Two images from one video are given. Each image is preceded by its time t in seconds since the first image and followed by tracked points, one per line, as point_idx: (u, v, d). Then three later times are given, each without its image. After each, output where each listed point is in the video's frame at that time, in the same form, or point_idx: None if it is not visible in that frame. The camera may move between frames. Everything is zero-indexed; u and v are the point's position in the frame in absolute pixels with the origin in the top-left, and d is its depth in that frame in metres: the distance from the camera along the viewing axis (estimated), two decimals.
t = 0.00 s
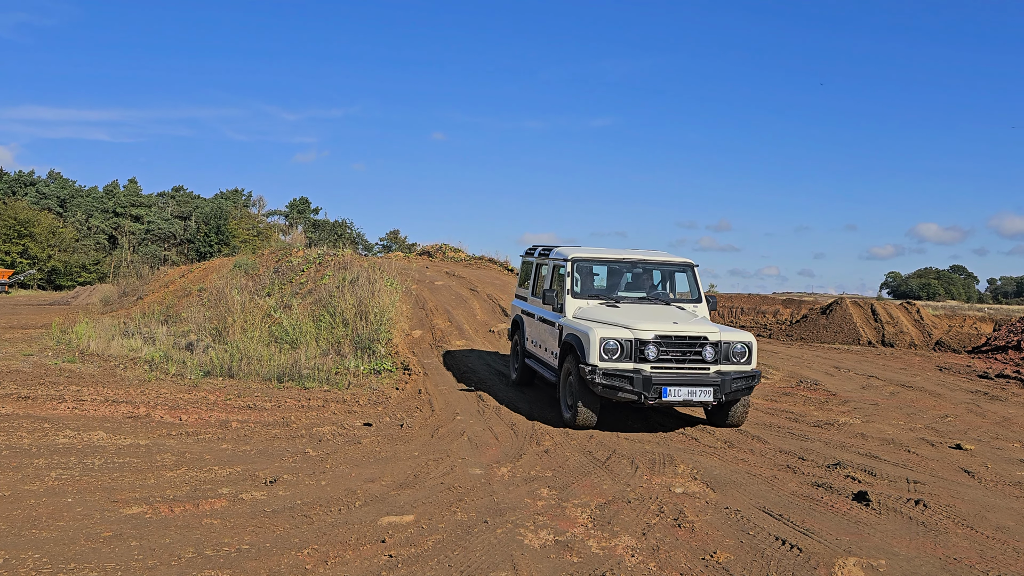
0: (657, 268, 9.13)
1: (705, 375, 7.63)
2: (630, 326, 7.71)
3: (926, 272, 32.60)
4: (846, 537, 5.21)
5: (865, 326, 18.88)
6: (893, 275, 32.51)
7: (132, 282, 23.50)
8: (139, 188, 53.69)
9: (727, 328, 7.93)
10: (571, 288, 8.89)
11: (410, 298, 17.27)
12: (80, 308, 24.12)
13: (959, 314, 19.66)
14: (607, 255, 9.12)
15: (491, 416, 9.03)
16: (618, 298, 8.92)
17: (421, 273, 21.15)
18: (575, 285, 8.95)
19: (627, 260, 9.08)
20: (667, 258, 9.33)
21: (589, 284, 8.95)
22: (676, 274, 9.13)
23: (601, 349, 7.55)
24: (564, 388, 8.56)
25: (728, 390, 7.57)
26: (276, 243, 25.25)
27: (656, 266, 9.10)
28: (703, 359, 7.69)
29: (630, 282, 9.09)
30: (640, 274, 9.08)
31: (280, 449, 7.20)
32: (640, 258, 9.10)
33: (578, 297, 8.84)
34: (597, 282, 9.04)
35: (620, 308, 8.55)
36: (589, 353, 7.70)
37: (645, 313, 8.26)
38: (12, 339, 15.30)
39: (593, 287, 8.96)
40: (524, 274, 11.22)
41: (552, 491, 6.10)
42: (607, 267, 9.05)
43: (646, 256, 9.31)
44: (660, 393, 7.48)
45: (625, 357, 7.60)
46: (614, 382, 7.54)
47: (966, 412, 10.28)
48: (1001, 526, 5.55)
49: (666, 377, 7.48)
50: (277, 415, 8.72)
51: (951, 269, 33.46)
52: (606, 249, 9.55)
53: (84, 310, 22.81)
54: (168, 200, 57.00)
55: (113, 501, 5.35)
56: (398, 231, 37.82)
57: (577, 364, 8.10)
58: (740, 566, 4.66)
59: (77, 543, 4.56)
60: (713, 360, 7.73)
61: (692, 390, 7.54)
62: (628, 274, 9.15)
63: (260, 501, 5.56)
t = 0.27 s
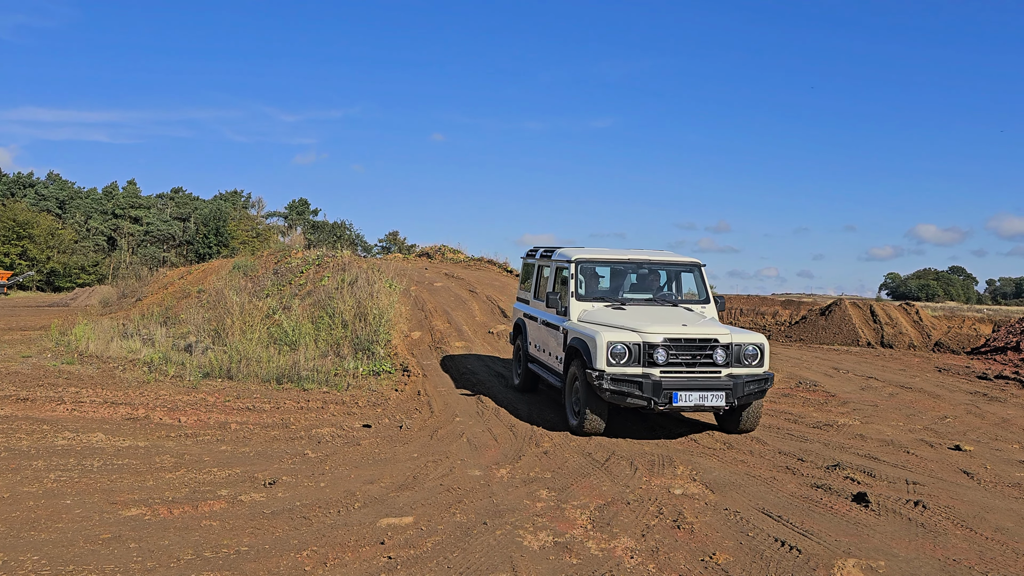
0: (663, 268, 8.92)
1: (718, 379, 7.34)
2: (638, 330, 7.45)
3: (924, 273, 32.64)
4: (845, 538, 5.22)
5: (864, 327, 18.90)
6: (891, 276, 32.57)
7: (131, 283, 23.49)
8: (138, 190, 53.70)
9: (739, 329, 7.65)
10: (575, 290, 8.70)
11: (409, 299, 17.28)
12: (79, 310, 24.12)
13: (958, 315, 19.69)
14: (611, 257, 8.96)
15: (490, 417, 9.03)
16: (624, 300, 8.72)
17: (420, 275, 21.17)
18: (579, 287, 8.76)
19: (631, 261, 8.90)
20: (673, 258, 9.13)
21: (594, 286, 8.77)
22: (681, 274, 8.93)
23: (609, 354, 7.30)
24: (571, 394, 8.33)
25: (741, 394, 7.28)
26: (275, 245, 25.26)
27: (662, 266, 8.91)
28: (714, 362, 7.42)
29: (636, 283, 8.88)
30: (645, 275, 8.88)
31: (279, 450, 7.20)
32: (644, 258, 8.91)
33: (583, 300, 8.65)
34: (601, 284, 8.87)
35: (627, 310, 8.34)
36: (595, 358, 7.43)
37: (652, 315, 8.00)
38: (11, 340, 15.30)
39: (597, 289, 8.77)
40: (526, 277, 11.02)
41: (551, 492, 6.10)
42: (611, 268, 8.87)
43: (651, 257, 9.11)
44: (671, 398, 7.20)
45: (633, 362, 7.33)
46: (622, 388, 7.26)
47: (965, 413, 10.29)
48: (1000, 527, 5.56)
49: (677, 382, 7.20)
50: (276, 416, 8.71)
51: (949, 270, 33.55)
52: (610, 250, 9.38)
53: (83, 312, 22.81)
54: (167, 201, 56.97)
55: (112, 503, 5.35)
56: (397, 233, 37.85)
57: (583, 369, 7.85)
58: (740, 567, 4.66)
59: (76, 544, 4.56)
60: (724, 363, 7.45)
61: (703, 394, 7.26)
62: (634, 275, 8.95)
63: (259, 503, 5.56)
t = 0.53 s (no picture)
0: (671, 269, 8.76)
1: (730, 383, 7.21)
2: (647, 332, 7.26)
3: (924, 275, 32.62)
4: (845, 539, 5.21)
5: (863, 328, 18.90)
6: (891, 278, 32.57)
7: (131, 285, 23.48)
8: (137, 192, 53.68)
9: (751, 332, 7.50)
10: (582, 292, 8.52)
11: (409, 301, 17.27)
12: (79, 312, 24.10)
13: (958, 316, 19.69)
14: (618, 257, 8.75)
15: (490, 418, 9.03)
16: (631, 302, 8.56)
17: (420, 276, 21.18)
18: (586, 289, 8.58)
19: (639, 262, 8.70)
20: (680, 258, 8.95)
21: (600, 288, 8.60)
22: (690, 275, 8.77)
23: (618, 359, 7.11)
24: (578, 399, 8.14)
25: (754, 399, 7.17)
26: (275, 246, 25.26)
27: (669, 267, 8.75)
28: (727, 366, 7.25)
29: (643, 285, 8.72)
30: (653, 276, 8.72)
31: (279, 452, 7.20)
32: (652, 259, 8.73)
33: (590, 302, 8.47)
34: (608, 286, 8.69)
35: (635, 312, 8.18)
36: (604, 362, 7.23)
37: (661, 318, 7.81)
38: (10, 342, 15.29)
39: (604, 291, 8.59)
40: (529, 279, 10.83)
41: (551, 493, 6.10)
42: (618, 270, 8.69)
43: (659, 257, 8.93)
44: (682, 403, 7.07)
45: (643, 367, 7.15)
46: (632, 393, 7.10)
47: (965, 414, 10.30)
48: (1001, 528, 5.56)
49: (689, 387, 7.06)
50: (276, 418, 8.70)
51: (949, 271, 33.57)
52: (616, 250, 9.19)
53: (83, 314, 22.80)
54: (166, 203, 56.97)
55: (112, 505, 5.34)
56: (396, 235, 37.86)
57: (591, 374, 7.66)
58: (740, 569, 4.66)
59: (76, 547, 4.56)
60: (737, 366, 7.30)
61: (715, 399, 7.14)
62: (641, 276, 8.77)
63: (259, 505, 5.56)
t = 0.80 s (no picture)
0: (680, 271, 8.62)
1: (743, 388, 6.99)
2: (658, 334, 7.11)
3: (924, 275, 32.60)
4: (845, 540, 5.22)
5: (863, 329, 18.90)
6: (891, 279, 32.58)
7: (130, 287, 23.47)
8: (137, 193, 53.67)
9: (764, 336, 7.31)
10: (590, 293, 8.34)
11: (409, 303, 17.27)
12: (78, 314, 24.08)
13: (958, 317, 19.69)
14: (627, 258, 8.62)
15: (489, 420, 9.03)
16: (640, 304, 8.38)
17: (419, 277, 21.19)
18: (594, 290, 8.40)
19: (648, 263, 8.57)
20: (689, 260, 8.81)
21: (609, 289, 8.43)
22: (699, 278, 8.64)
23: (628, 360, 6.96)
24: (585, 403, 7.92)
25: (768, 404, 6.94)
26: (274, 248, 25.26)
27: (678, 269, 8.61)
28: (740, 370, 7.08)
29: (653, 286, 8.56)
30: (662, 278, 8.58)
31: (279, 454, 7.20)
32: (662, 260, 8.61)
33: (598, 303, 8.29)
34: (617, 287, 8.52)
35: (645, 314, 8.00)
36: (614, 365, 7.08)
37: (672, 321, 7.67)
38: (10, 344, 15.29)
39: (613, 292, 8.42)
40: (535, 280, 10.65)
41: (551, 495, 6.10)
42: (626, 271, 8.54)
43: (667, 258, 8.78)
44: (694, 408, 6.85)
45: (653, 369, 6.98)
46: (642, 396, 6.91)
47: (964, 415, 10.29)
48: (1001, 529, 5.56)
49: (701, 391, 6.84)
50: (275, 420, 8.70)
51: (948, 272, 33.59)
52: (624, 252, 9.04)
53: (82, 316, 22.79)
54: (166, 204, 56.98)
55: (112, 507, 5.34)
56: (396, 236, 37.87)
57: (599, 377, 7.45)
58: (740, 571, 4.65)
59: (76, 549, 4.55)
60: (750, 370, 7.11)
61: (729, 404, 6.91)
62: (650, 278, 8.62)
63: (259, 506, 5.56)
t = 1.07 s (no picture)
0: (691, 272, 8.28)
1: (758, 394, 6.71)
2: (669, 338, 6.84)
3: (923, 276, 32.63)
4: (845, 541, 5.22)
5: (862, 330, 18.91)
6: (890, 279, 32.64)
7: (130, 288, 23.48)
8: (136, 195, 53.65)
9: (779, 340, 7.05)
10: (597, 295, 8.04)
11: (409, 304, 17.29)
12: (78, 315, 24.05)
13: (957, 318, 19.71)
14: (635, 259, 8.28)
15: (489, 421, 9.03)
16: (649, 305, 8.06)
17: (419, 279, 21.20)
18: (601, 291, 8.10)
19: (657, 264, 8.24)
20: (701, 261, 8.47)
21: (617, 291, 8.12)
22: (710, 279, 8.30)
23: (637, 365, 6.69)
24: (593, 409, 7.67)
25: (783, 411, 6.67)
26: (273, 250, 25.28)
27: (689, 270, 8.28)
28: (754, 376, 6.82)
29: (662, 287, 8.23)
30: (672, 279, 8.23)
31: (278, 456, 7.20)
32: (671, 261, 8.26)
33: (605, 305, 7.99)
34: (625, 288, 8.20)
35: (654, 317, 7.70)
36: (622, 369, 6.81)
37: (682, 324, 7.40)
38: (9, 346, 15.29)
39: (621, 294, 8.11)
40: (539, 281, 10.37)
41: (551, 496, 6.10)
42: (635, 272, 8.23)
43: (679, 259, 8.45)
44: (706, 415, 6.57)
45: (664, 375, 6.72)
46: (652, 403, 6.63)
47: (964, 415, 10.29)
48: (1000, 529, 5.56)
49: (714, 397, 6.56)
50: (275, 422, 8.69)
51: (948, 273, 33.66)
52: (633, 252, 8.72)
53: (82, 317, 22.80)
54: (166, 206, 56.99)
55: (111, 509, 5.34)
56: (396, 238, 37.92)
57: (608, 382, 7.20)
58: (740, 572, 4.64)
59: (75, 551, 4.55)
60: (764, 376, 6.85)
61: (742, 411, 6.63)
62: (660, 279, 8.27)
63: (258, 508, 5.55)
